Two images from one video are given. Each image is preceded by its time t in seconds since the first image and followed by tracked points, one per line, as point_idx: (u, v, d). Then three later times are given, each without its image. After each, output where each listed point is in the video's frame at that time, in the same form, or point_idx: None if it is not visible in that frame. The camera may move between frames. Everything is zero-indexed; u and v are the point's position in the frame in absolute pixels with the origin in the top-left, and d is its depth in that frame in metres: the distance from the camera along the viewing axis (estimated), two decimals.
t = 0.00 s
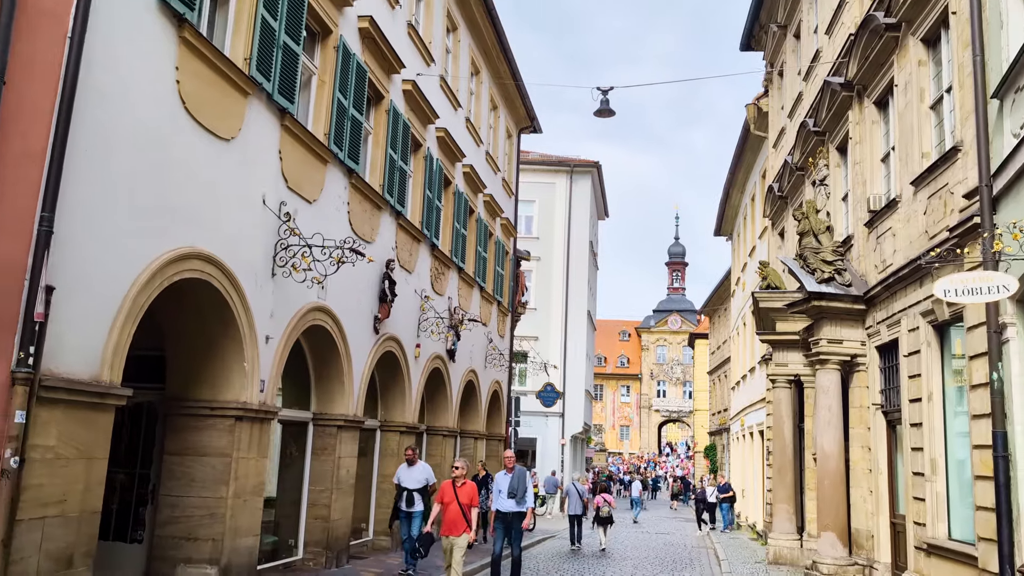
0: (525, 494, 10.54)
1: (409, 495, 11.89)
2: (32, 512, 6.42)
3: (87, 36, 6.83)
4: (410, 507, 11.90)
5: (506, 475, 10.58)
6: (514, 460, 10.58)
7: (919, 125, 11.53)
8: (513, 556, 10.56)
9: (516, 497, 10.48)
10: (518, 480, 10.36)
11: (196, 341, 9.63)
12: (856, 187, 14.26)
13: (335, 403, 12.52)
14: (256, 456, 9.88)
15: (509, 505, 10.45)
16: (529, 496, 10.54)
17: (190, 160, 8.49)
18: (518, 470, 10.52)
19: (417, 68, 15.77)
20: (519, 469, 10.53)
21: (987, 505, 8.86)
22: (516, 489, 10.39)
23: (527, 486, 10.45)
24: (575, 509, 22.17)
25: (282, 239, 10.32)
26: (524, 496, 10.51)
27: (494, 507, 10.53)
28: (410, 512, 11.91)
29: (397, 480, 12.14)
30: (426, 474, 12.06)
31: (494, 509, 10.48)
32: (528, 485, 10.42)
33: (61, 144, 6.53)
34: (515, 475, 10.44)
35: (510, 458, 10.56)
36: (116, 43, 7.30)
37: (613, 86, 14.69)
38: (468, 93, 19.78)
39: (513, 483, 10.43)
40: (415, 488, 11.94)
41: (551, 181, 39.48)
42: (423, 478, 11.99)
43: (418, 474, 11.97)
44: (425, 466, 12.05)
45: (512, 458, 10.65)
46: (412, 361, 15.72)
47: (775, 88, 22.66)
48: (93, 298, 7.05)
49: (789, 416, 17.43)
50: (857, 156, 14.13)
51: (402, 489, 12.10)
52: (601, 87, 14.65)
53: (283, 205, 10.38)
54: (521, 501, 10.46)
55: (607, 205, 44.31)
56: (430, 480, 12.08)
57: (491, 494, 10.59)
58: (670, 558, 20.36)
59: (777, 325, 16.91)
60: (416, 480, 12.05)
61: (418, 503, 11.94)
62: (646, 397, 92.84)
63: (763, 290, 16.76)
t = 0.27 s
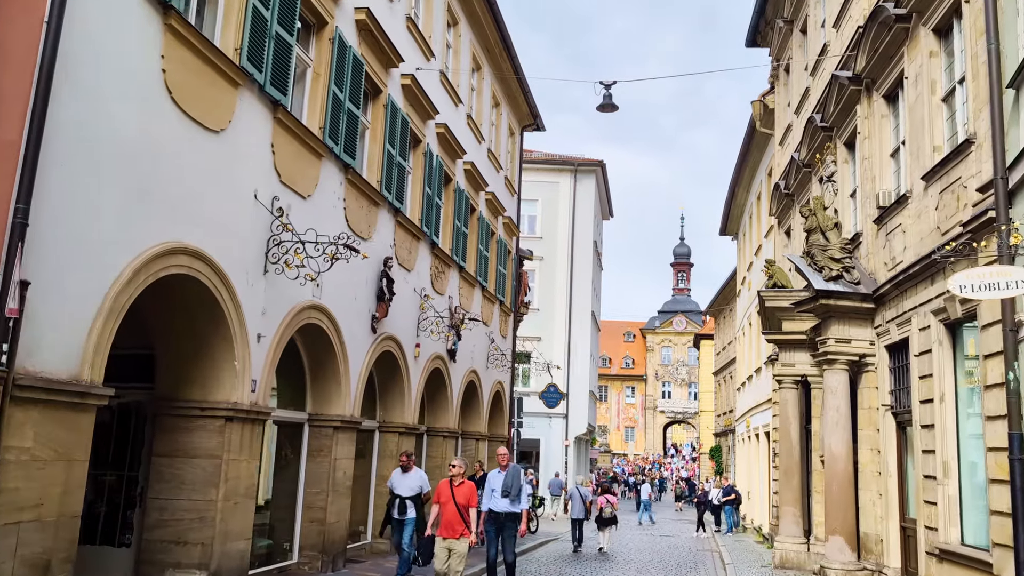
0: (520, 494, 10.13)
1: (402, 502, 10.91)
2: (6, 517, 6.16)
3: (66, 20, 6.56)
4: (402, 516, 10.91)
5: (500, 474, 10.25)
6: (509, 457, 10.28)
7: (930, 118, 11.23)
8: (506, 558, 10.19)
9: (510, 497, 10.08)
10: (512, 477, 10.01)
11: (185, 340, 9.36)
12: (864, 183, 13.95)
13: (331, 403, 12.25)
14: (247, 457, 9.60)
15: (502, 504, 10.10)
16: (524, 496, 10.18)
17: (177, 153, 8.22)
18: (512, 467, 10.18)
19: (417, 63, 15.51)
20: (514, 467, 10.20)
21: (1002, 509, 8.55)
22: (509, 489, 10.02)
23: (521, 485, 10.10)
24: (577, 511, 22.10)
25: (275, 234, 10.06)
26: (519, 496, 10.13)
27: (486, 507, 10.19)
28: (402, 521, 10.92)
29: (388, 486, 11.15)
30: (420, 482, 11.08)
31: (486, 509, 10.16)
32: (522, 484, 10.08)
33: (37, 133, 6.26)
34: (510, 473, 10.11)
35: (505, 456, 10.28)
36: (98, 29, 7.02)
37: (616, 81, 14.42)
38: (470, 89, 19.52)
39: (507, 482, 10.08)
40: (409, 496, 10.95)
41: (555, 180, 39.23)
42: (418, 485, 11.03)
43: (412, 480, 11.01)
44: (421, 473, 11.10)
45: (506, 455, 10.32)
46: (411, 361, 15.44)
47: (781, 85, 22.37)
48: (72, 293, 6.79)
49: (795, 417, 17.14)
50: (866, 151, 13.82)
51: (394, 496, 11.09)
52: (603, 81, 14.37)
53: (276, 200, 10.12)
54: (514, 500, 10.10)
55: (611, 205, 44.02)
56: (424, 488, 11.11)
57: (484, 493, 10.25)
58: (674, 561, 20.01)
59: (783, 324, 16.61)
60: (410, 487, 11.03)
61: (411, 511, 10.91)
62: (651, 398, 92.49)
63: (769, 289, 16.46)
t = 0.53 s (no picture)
0: (516, 490, 9.89)
1: (395, 494, 10.57)
2: None
3: None
4: (395, 509, 10.58)
5: (496, 469, 10.03)
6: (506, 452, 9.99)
7: (940, 105, 10.93)
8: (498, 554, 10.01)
9: (506, 494, 9.83)
10: (509, 473, 9.81)
11: (173, 331, 9.10)
12: (871, 174, 13.66)
13: (327, 398, 12.00)
14: (237, 452, 9.33)
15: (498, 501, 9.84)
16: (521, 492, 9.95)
17: (164, 137, 7.97)
18: (510, 463, 9.92)
19: (416, 52, 15.24)
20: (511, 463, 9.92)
21: (1016, 506, 8.26)
22: (506, 486, 9.77)
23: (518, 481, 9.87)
24: (578, 507, 22.54)
25: (267, 223, 9.80)
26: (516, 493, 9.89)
27: (480, 504, 9.93)
28: (396, 513, 10.61)
29: (382, 477, 10.83)
30: (415, 474, 10.75)
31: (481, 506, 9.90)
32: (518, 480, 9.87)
33: (12, 110, 6.00)
34: (507, 470, 9.88)
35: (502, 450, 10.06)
36: (77, 6, 6.77)
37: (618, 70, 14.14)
38: (470, 81, 19.25)
39: (503, 479, 9.83)
40: (402, 488, 10.63)
41: (558, 176, 38.96)
42: (413, 477, 10.70)
43: (407, 472, 10.69)
44: (415, 464, 10.78)
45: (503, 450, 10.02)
46: (410, 356, 15.18)
47: (787, 78, 22.06)
48: (50, 279, 6.53)
49: (800, 413, 16.85)
50: (874, 140, 13.52)
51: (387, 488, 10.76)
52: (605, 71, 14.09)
53: (268, 187, 9.86)
54: (511, 497, 9.86)
55: (615, 201, 43.70)
56: (419, 480, 10.80)
57: (479, 488, 9.98)
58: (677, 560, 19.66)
59: (789, 319, 16.30)
60: (405, 479, 10.72)
61: (405, 503, 10.59)
62: (655, 397, 92.16)
63: (774, 283, 16.16)
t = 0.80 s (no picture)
0: (513, 497, 9.53)
1: (384, 501, 10.18)
2: None
3: None
4: (385, 516, 10.20)
5: (494, 474, 9.60)
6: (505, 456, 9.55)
7: (950, 96, 10.63)
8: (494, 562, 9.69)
9: (503, 501, 9.45)
10: (507, 478, 9.41)
11: (159, 328, 8.83)
12: (879, 168, 13.34)
13: (321, 397, 11.72)
14: (225, 453, 9.05)
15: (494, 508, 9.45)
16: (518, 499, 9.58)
17: (147, 126, 7.71)
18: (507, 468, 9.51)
19: (413, 45, 14.95)
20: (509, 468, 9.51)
21: None
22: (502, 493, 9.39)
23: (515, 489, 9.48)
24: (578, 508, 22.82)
25: (257, 217, 9.53)
26: (513, 501, 9.53)
27: (475, 510, 9.57)
28: (386, 521, 10.25)
29: (369, 483, 10.42)
30: (403, 478, 10.34)
31: (475, 512, 9.53)
32: (516, 486, 9.49)
33: None
34: (504, 475, 9.47)
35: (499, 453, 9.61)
36: None
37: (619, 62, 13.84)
38: (470, 76, 18.96)
39: (500, 486, 9.44)
40: (391, 494, 10.25)
41: (561, 175, 38.66)
42: (402, 483, 10.29)
43: (395, 477, 10.28)
44: (404, 469, 10.37)
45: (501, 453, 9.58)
46: (408, 355, 14.90)
47: (792, 73, 21.74)
48: (22, 272, 6.27)
49: (806, 413, 16.54)
50: (881, 134, 13.21)
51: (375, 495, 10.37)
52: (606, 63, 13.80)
53: (258, 181, 9.58)
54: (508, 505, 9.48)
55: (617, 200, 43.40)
56: (408, 485, 10.39)
57: (475, 494, 9.62)
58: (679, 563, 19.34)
59: (794, 317, 16.00)
60: (394, 485, 10.32)
61: (394, 510, 10.22)
62: (659, 397, 91.81)
63: (779, 281, 15.87)
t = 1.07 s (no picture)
0: (513, 493, 9.23)
1: (367, 500, 9.69)
2: None
3: None
4: (369, 515, 9.74)
5: (493, 468, 9.34)
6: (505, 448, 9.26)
7: (960, 82, 10.34)
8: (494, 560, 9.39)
9: (502, 495, 9.16)
10: (508, 473, 9.15)
11: (145, 320, 8.57)
12: (886, 159, 13.05)
13: (315, 392, 11.45)
14: (215, 448, 8.78)
15: (494, 503, 9.15)
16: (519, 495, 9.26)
17: (131, 110, 7.45)
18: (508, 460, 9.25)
19: (411, 35, 14.67)
20: (508, 461, 9.22)
21: None
22: (502, 486, 9.10)
23: (515, 482, 9.19)
24: (577, 506, 22.70)
25: (247, 206, 9.26)
26: (514, 496, 9.23)
27: (475, 506, 9.26)
28: (370, 520, 9.79)
29: (351, 480, 9.90)
30: (386, 474, 9.83)
31: (474, 507, 9.23)
32: (516, 481, 9.21)
33: None
34: (504, 468, 9.21)
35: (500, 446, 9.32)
36: None
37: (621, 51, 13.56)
38: (470, 68, 18.69)
39: (499, 479, 9.16)
40: (374, 492, 9.74)
41: (563, 171, 38.37)
42: (387, 479, 9.78)
43: (378, 474, 9.77)
44: (387, 464, 9.86)
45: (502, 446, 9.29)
46: (406, 350, 14.62)
47: (796, 66, 21.44)
48: None
49: (811, 410, 16.25)
50: (888, 124, 12.92)
51: (358, 492, 9.85)
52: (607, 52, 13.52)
53: (248, 169, 9.32)
54: (508, 499, 9.17)
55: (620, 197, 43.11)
56: (391, 480, 9.89)
57: (474, 490, 9.32)
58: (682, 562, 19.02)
59: (799, 312, 15.72)
60: (376, 482, 9.80)
61: (378, 508, 9.76)
62: (662, 396, 91.49)
63: (784, 276, 15.59)
